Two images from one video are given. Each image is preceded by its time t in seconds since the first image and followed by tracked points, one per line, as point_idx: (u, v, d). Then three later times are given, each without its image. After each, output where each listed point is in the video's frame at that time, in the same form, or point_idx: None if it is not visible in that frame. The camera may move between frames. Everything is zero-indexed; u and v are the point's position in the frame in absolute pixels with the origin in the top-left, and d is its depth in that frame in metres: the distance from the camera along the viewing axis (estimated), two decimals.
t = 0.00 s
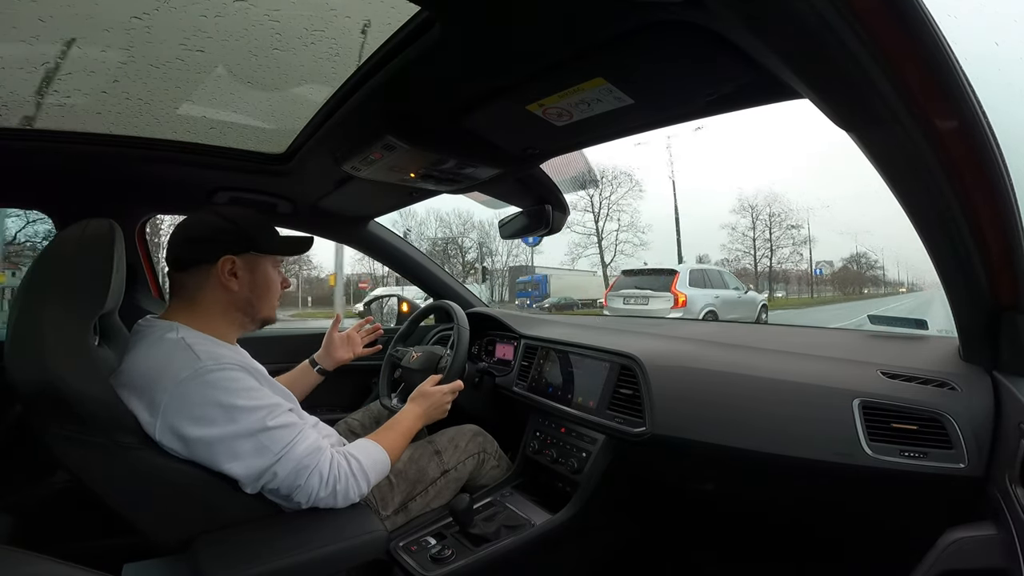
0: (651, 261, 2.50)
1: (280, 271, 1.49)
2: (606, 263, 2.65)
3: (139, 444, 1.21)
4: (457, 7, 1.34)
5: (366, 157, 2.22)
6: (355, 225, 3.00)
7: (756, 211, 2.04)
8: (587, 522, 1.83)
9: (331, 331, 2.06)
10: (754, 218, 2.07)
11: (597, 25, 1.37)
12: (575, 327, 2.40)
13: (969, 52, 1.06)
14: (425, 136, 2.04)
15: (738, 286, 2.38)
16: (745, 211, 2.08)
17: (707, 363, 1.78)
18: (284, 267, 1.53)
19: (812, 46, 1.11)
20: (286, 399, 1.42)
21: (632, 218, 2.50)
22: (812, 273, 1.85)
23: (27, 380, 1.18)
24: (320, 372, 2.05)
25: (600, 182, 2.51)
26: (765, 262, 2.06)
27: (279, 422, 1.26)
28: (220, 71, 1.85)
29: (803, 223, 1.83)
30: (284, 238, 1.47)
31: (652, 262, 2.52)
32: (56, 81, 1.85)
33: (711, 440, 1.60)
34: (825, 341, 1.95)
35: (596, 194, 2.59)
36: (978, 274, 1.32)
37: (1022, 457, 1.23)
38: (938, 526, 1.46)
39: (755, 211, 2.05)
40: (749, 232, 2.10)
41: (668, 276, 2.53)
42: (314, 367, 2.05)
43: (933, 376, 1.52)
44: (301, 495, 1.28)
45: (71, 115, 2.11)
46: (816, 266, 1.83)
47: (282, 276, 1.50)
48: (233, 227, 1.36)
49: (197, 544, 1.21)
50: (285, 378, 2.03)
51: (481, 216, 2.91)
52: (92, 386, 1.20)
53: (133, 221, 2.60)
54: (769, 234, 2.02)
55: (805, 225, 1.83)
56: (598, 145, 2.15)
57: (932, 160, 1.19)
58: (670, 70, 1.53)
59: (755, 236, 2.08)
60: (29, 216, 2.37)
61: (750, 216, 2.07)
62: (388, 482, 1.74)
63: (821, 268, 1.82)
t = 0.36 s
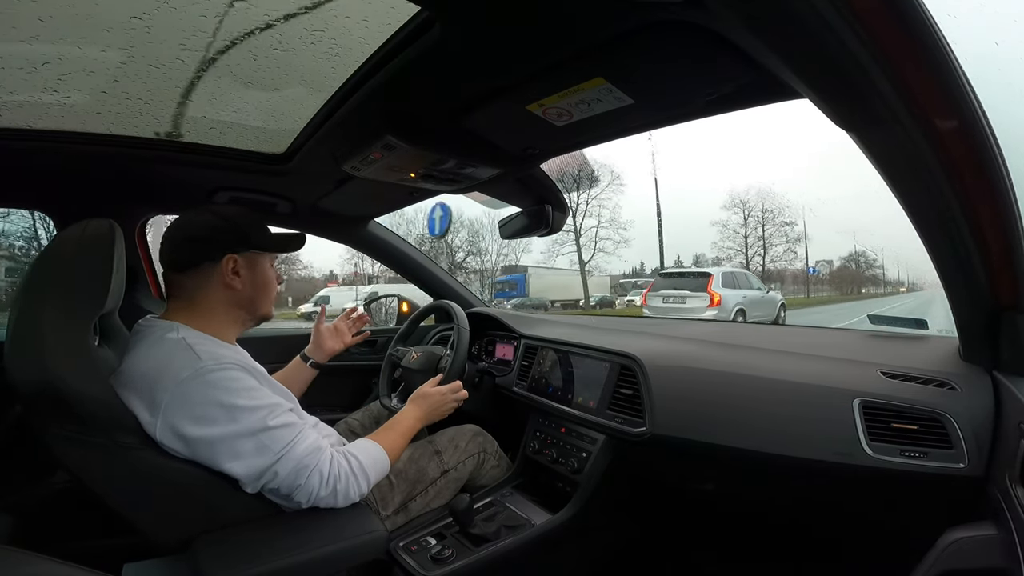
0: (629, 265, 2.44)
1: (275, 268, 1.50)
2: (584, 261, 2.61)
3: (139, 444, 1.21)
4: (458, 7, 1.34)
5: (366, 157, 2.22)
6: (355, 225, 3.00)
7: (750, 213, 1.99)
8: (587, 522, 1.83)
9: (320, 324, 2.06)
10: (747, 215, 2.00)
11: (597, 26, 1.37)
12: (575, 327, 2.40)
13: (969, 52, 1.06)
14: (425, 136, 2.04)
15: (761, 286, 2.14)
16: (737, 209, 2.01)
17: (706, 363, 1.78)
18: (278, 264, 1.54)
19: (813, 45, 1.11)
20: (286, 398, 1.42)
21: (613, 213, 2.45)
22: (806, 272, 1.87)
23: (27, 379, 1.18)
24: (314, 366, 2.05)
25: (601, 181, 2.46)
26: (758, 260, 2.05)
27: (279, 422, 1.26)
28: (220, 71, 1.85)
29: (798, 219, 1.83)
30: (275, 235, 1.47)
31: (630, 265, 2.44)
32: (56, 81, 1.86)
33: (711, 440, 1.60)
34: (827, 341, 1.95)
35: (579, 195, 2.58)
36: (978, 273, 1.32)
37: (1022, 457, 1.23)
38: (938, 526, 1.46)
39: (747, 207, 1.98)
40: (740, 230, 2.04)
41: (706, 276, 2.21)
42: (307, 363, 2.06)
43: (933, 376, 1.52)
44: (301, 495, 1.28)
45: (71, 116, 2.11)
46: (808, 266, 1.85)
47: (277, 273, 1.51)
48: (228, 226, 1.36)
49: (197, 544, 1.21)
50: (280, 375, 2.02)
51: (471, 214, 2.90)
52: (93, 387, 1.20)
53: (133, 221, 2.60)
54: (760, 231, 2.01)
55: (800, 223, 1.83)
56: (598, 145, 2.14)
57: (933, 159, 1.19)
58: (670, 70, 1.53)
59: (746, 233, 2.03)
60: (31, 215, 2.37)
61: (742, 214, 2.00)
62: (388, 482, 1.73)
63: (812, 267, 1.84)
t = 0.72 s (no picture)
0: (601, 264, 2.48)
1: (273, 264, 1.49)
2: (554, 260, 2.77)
3: (139, 444, 1.21)
4: (459, 7, 1.34)
5: (366, 157, 2.22)
6: (355, 225, 3.00)
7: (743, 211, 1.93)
8: (586, 522, 1.83)
9: (304, 321, 2.08)
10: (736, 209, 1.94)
11: (598, 26, 1.37)
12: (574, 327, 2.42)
13: (969, 53, 1.06)
14: (425, 136, 2.04)
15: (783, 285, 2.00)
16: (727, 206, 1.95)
17: (706, 363, 1.78)
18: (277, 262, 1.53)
19: (812, 44, 1.11)
20: (286, 398, 1.42)
21: (587, 207, 2.62)
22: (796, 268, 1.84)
23: (27, 379, 1.18)
24: (306, 365, 2.05)
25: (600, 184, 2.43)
26: (747, 257, 2.00)
27: (279, 422, 1.26)
28: (220, 71, 1.85)
29: (790, 213, 1.81)
30: (274, 233, 1.47)
31: (602, 264, 2.50)
32: (57, 81, 1.86)
33: (710, 440, 1.60)
34: (825, 342, 1.95)
35: (567, 193, 2.60)
36: (978, 274, 1.32)
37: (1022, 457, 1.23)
38: (938, 527, 1.46)
39: (736, 202, 1.94)
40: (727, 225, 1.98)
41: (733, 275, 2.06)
42: (298, 362, 2.04)
43: (933, 376, 1.52)
44: (300, 495, 1.28)
45: (72, 116, 2.11)
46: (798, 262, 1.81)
47: (275, 271, 1.50)
48: (228, 225, 1.36)
49: (197, 544, 1.21)
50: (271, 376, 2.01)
51: (458, 212, 2.96)
52: (92, 387, 1.20)
53: (133, 221, 2.60)
54: (749, 226, 1.96)
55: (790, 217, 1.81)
56: (599, 145, 2.14)
57: (933, 159, 1.19)
58: (671, 71, 1.53)
59: (734, 229, 1.98)
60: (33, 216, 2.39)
61: (731, 208, 1.95)
62: (388, 482, 1.73)
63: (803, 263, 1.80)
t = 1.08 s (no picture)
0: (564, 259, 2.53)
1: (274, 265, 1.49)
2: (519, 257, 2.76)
3: (139, 444, 1.21)
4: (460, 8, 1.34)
5: (366, 157, 2.22)
6: (355, 225, 2.99)
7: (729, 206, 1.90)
8: (586, 522, 1.83)
9: (309, 321, 2.06)
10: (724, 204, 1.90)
11: (598, 26, 1.37)
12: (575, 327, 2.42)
13: (969, 53, 1.06)
14: (425, 136, 2.04)
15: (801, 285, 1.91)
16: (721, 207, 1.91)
17: (707, 363, 1.78)
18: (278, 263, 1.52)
19: (811, 44, 1.11)
20: (286, 398, 1.42)
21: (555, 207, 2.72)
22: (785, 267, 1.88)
23: (27, 379, 1.18)
24: (309, 366, 2.06)
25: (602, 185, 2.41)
26: (735, 253, 1.98)
27: (279, 422, 1.26)
28: (220, 71, 1.85)
29: (781, 208, 1.78)
30: (275, 234, 1.47)
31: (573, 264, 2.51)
32: (57, 81, 1.86)
33: (711, 440, 1.60)
34: (824, 341, 1.95)
35: (566, 193, 2.60)
36: (978, 273, 1.31)
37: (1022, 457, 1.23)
38: (938, 527, 1.46)
39: (721, 196, 1.89)
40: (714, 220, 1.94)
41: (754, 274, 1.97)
42: (302, 362, 2.05)
43: (933, 376, 1.52)
44: (301, 495, 1.28)
45: (71, 116, 2.11)
46: (786, 259, 1.85)
47: (276, 272, 1.50)
48: (229, 226, 1.36)
49: (198, 544, 1.21)
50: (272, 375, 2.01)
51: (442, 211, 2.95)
52: (92, 387, 1.20)
53: (133, 221, 2.60)
54: (738, 222, 1.92)
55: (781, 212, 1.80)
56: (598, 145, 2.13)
57: (933, 159, 1.19)
58: (670, 70, 1.53)
59: (721, 224, 1.95)
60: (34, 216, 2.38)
61: (717, 203, 1.90)
62: (388, 482, 1.73)
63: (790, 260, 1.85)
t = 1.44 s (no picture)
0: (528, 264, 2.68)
1: (271, 261, 1.48)
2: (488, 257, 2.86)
3: (140, 444, 1.21)
4: (459, 7, 1.34)
5: (366, 157, 2.22)
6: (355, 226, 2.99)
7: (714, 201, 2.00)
8: (586, 522, 1.83)
9: (315, 329, 2.08)
10: (707, 199, 2.01)
11: (598, 26, 1.37)
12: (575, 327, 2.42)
13: (969, 52, 1.06)
14: (425, 136, 2.04)
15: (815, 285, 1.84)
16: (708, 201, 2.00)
17: (707, 363, 1.78)
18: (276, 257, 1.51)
19: (811, 44, 1.11)
20: (286, 398, 1.41)
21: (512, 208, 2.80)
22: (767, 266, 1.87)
23: (27, 379, 1.18)
24: (312, 371, 2.05)
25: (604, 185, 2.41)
26: (721, 249, 2.01)
27: (279, 421, 1.26)
28: (219, 71, 1.85)
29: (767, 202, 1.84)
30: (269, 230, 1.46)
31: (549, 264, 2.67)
32: (57, 81, 1.86)
33: (711, 440, 1.60)
34: (825, 341, 1.96)
35: (566, 193, 2.60)
36: (978, 273, 1.32)
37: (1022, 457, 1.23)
38: (938, 526, 1.46)
39: (706, 189, 2.01)
40: (697, 215, 2.04)
41: (775, 274, 1.87)
42: (303, 367, 2.05)
43: (933, 376, 1.52)
44: (301, 495, 1.28)
45: (71, 115, 2.11)
46: (771, 257, 1.84)
47: (274, 267, 1.49)
48: (221, 226, 1.35)
49: (198, 544, 1.21)
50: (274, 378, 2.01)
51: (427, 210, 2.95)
52: (92, 387, 1.20)
53: (133, 221, 2.59)
54: (724, 217, 1.99)
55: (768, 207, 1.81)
56: (599, 145, 2.14)
57: (932, 158, 1.19)
58: (670, 70, 1.53)
59: (706, 219, 2.04)
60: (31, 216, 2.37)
61: (701, 197, 2.02)
62: (388, 482, 1.73)
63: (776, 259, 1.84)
